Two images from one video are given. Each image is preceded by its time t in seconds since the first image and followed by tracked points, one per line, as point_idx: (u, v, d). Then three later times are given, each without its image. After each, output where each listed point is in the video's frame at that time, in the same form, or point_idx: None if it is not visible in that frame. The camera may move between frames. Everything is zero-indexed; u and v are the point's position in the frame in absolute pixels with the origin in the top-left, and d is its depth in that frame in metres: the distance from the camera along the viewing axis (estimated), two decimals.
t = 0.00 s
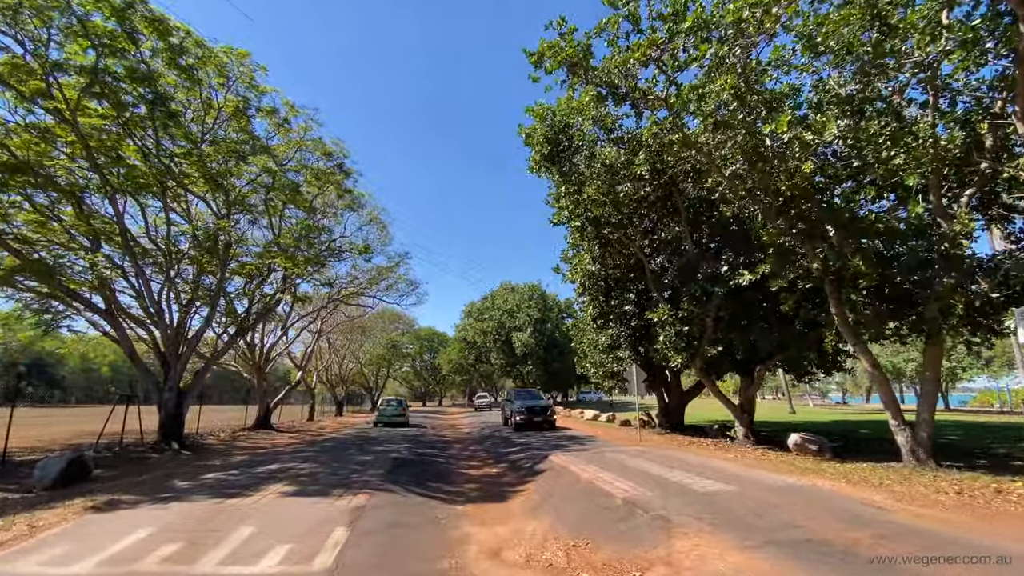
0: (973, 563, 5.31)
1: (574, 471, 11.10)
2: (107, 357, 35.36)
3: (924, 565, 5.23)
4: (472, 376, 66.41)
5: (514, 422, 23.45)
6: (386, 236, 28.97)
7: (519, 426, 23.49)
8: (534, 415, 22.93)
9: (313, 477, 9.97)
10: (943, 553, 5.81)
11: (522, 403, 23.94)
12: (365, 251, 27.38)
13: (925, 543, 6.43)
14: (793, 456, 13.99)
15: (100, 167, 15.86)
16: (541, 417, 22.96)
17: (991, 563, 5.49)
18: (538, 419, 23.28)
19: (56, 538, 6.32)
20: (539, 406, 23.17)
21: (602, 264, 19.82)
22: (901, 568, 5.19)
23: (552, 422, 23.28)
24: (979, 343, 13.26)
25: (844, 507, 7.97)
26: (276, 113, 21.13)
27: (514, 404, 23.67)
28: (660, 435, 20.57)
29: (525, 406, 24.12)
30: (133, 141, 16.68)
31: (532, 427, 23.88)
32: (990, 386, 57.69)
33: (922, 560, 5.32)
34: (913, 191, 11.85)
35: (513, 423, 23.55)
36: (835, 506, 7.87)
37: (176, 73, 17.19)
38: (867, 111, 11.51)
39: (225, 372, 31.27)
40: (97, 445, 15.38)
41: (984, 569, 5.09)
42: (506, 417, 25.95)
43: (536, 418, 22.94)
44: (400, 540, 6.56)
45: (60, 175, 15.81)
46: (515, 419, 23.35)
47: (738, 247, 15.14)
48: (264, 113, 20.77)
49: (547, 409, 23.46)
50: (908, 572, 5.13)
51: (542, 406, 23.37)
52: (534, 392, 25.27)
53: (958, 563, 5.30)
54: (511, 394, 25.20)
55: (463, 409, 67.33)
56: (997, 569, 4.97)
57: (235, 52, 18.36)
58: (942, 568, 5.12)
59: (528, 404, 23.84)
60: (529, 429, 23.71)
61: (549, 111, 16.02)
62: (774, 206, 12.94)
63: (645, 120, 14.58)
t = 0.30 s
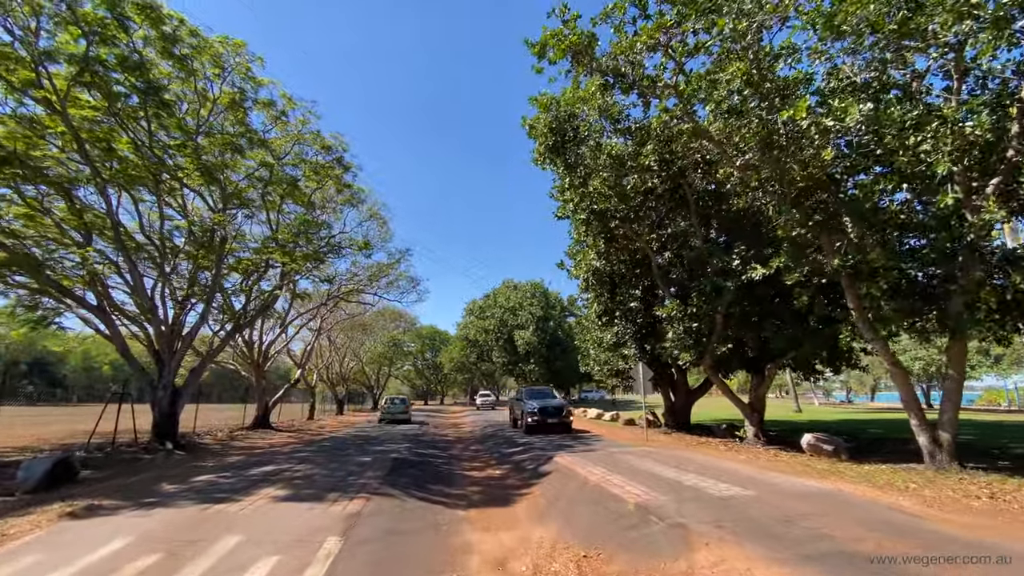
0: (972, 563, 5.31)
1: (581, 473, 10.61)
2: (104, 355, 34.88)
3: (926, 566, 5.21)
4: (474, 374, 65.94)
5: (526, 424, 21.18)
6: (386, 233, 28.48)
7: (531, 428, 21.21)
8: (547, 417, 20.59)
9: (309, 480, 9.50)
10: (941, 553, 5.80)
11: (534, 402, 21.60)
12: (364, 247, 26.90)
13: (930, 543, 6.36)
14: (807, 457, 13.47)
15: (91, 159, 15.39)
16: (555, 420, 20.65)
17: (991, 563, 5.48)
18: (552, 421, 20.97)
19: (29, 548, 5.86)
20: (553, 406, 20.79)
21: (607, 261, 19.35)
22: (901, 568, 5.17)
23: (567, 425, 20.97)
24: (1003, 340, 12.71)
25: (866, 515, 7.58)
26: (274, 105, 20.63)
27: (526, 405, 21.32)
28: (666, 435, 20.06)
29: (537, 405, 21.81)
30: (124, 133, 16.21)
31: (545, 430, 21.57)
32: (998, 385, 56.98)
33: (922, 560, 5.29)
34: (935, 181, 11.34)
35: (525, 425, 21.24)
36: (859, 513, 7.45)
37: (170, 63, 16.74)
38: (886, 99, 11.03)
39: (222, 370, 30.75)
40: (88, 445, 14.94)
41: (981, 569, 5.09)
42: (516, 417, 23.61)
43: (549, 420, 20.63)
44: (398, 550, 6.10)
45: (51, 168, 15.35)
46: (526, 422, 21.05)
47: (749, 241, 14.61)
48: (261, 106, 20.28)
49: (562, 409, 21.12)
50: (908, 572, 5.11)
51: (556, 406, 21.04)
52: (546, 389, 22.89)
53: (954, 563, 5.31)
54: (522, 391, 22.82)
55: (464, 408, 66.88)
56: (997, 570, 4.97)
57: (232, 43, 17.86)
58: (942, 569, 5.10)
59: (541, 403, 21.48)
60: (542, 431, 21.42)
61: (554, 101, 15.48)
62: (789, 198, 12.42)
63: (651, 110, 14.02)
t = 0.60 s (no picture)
0: (970, 563, 5.17)
1: (590, 475, 10.13)
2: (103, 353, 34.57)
3: (924, 565, 5.06)
4: (477, 373, 65.58)
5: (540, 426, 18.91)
6: (387, 229, 28.04)
7: (546, 432, 18.95)
8: (563, 420, 18.31)
9: (305, 482, 9.04)
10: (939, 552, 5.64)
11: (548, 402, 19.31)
12: (365, 243, 26.47)
13: (940, 543, 6.14)
14: (823, 458, 12.99)
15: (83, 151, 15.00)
16: (572, 422, 18.38)
17: (990, 563, 5.33)
18: (569, 422, 18.71)
19: None
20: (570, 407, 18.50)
21: (613, 256, 18.86)
22: (899, 568, 5.01)
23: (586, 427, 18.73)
24: None
25: (892, 519, 7.15)
26: (272, 97, 20.19)
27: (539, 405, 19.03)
28: (674, 434, 19.58)
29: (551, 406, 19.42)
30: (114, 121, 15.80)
31: (560, 433, 19.33)
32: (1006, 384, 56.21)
33: (922, 560, 5.14)
34: (958, 168, 10.82)
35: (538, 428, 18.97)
36: (890, 519, 6.97)
37: (164, 52, 16.36)
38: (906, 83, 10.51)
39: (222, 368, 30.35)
40: (81, 444, 14.56)
41: (977, 569, 4.95)
42: (528, 417, 21.35)
43: (566, 423, 18.36)
44: (395, 558, 5.65)
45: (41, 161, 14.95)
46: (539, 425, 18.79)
47: (761, 234, 14.09)
48: (259, 98, 19.83)
49: (580, 410, 18.83)
50: (907, 572, 4.95)
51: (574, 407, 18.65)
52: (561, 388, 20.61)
53: (946, 560, 5.23)
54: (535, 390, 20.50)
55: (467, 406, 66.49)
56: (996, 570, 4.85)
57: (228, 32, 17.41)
58: (942, 568, 4.95)
59: (556, 403, 19.20)
60: (557, 434, 19.16)
61: (559, 90, 15.00)
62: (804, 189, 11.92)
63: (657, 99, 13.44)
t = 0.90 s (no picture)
0: (972, 563, 5.08)
1: (603, 477, 9.66)
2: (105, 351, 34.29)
3: (925, 565, 4.98)
4: (480, 370, 65.23)
5: (557, 429, 16.80)
6: (390, 224, 27.60)
7: (563, 435, 16.82)
8: (585, 423, 16.14)
9: (303, 484, 8.59)
10: (940, 550, 5.54)
11: (566, 402, 17.06)
12: (368, 239, 26.05)
13: (953, 542, 5.98)
14: (844, 458, 12.48)
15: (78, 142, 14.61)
16: (595, 426, 16.19)
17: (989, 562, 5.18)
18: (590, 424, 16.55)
19: None
20: (592, 408, 16.32)
21: (623, 250, 18.35)
22: (901, 567, 4.94)
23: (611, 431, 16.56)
24: None
25: (922, 522, 6.75)
26: (272, 89, 19.77)
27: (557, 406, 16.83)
28: (684, 433, 19.09)
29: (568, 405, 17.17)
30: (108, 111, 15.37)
31: (581, 438, 17.17)
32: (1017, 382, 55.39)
33: (922, 560, 5.06)
34: (985, 156, 10.30)
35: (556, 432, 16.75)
36: (929, 525, 6.49)
37: (161, 41, 15.97)
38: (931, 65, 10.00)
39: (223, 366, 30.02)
40: (76, 444, 14.19)
41: (973, 568, 4.89)
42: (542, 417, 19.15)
43: (588, 427, 16.17)
44: (398, 569, 5.21)
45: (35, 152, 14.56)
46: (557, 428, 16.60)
47: (777, 225, 13.58)
48: (259, 90, 19.41)
49: (604, 411, 16.63)
50: (909, 571, 4.88)
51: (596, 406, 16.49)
52: (581, 386, 18.43)
53: (946, 559, 5.17)
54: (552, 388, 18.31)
55: (471, 404, 66.13)
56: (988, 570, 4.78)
57: (226, 21, 16.97)
58: (942, 568, 4.88)
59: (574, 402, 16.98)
60: (577, 438, 17.00)
61: (567, 77, 14.49)
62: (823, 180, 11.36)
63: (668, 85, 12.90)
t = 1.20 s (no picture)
0: (973, 563, 4.94)
1: (618, 480, 9.17)
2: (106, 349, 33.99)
3: (925, 566, 4.83)
4: (485, 369, 64.84)
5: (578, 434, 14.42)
6: (393, 220, 27.17)
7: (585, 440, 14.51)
8: (611, 427, 13.84)
9: (301, 488, 8.13)
10: (939, 549, 5.39)
11: (587, 402, 14.66)
12: (371, 235, 25.63)
13: (963, 542, 5.77)
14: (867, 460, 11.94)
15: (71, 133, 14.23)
16: (622, 430, 13.91)
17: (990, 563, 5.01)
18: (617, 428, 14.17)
19: None
20: (619, 409, 14.03)
21: (632, 244, 17.82)
22: (899, 567, 4.81)
23: (640, 436, 14.27)
24: None
25: (957, 528, 6.32)
26: (273, 81, 19.32)
27: (577, 406, 14.52)
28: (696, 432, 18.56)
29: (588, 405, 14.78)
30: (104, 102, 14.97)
31: (604, 444, 14.89)
32: None
33: (921, 560, 4.93)
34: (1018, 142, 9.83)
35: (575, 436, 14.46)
36: (976, 535, 5.99)
37: (158, 31, 15.57)
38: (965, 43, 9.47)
39: (225, 363, 29.68)
40: (72, 444, 13.83)
41: (970, 569, 4.75)
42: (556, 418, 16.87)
43: (615, 432, 13.88)
44: None
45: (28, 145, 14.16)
46: (577, 432, 14.27)
47: (797, 217, 13.08)
48: (259, 82, 18.99)
49: (633, 412, 14.24)
50: (907, 572, 4.75)
51: (623, 408, 14.11)
52: (603, 384, 16.19)
53: (945, 558, 5.05)
54: (569, 387, 16.02)
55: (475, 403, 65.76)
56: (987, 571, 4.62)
57: (225, 10, 16.54)
58: (942, 569, 4.75)
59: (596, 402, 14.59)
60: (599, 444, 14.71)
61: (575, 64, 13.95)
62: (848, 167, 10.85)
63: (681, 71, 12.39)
